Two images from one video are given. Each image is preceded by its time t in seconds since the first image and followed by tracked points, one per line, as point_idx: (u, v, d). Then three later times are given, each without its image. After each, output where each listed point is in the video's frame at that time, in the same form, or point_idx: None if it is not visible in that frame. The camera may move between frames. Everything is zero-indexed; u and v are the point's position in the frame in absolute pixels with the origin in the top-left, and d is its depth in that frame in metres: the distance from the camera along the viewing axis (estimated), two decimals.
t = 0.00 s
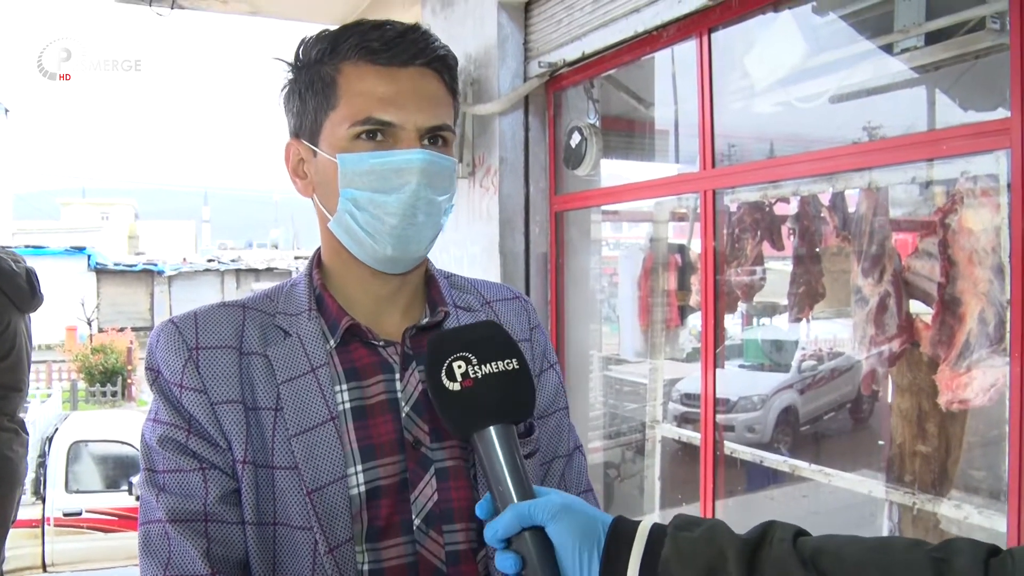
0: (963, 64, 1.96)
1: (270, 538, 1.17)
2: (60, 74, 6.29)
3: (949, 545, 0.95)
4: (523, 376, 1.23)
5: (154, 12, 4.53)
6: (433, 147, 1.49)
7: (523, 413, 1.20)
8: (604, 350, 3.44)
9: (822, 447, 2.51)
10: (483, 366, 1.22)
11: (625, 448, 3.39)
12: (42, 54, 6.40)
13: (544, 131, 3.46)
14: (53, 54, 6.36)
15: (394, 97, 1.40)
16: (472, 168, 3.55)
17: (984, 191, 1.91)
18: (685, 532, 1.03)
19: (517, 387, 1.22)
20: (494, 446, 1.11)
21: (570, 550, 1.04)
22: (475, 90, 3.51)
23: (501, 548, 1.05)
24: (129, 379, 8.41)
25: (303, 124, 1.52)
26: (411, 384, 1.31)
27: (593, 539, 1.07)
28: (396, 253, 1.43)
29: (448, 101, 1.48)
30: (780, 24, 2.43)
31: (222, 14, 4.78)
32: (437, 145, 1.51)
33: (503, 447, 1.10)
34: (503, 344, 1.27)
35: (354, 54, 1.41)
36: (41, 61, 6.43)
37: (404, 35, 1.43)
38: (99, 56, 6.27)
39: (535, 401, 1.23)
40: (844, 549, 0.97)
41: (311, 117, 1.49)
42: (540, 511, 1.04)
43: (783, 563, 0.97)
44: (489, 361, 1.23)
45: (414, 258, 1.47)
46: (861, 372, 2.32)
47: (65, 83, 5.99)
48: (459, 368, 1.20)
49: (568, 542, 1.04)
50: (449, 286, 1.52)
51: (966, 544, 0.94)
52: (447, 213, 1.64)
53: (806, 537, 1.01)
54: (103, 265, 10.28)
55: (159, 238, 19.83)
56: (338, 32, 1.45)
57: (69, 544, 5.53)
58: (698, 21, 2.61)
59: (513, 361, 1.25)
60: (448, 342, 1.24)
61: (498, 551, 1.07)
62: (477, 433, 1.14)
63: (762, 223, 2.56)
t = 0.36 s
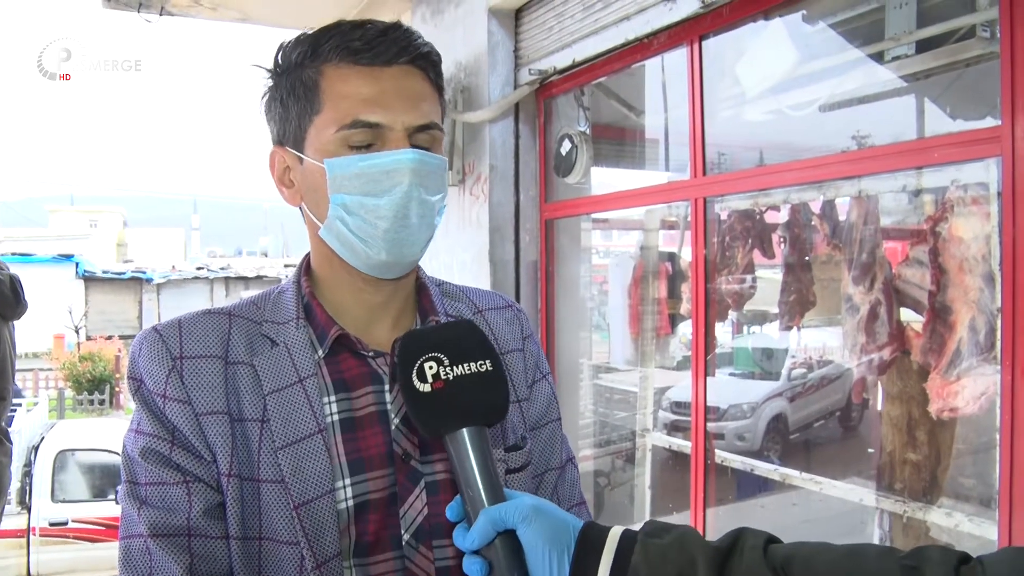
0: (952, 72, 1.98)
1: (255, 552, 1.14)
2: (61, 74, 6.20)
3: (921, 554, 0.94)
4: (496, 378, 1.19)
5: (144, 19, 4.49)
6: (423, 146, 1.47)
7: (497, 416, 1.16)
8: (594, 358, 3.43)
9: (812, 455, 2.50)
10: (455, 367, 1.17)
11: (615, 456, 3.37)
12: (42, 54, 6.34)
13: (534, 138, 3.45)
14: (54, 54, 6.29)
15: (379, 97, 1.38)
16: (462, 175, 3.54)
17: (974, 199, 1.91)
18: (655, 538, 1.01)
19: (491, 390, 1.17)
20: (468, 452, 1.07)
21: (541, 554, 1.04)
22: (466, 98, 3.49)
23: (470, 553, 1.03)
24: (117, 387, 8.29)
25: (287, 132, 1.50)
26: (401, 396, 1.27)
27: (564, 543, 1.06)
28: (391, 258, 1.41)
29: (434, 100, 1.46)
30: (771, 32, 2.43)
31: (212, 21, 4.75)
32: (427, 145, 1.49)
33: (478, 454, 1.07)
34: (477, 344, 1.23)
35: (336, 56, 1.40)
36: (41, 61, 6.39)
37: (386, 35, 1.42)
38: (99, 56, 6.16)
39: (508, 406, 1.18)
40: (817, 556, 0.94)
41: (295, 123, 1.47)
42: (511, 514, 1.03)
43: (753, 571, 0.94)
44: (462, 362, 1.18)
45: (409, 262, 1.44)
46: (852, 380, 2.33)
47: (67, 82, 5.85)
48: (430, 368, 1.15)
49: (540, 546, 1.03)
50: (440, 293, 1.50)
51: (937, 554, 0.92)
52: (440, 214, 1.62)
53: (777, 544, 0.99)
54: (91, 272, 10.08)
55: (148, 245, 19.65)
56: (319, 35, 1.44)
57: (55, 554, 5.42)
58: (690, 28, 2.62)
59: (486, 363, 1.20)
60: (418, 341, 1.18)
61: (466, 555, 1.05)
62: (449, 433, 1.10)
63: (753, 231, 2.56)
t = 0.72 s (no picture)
0: (942, 75, 1.97)
1: (239, 555, 1.12)
2: (61, 74, 6.11)
3: (911, 563, 0.93)
4: (478, 385, 1.17)
5: (133, 15, 4.43)
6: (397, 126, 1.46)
7: (479, 422, 1.13)
8: (584, 358, 3.42)
9: (801, 456, 2.50)
10: (437, 374, 1.15)
11: (604, 457, 3.37)
12: (42, 54, 6.31)
13: (525, 138, 3.44)
14: (54, 54, 6.23)
15: (349, 84, 1.38)
16: (452, 175, 3.52)
17: (964, 201, 1.91)
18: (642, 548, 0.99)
19: (472, 396, 1.15)
20: (450, 461, 1.04)
21: (526, 565, 1.01)
22: (456, 97, 3.48)
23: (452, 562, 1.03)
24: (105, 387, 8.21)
25: (261, 138, 1.46)
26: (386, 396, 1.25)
27: (549, 553, 1.04)
28: (383, 240, 1.41)
29: (401, 84, 1.47)
30: (762, 33, 2.43)
31: (201, 17, 4.70)
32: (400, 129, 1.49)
33: (460, 463, 1.04)
34: (460, 351, 1.20)
35: (300, 53, 1.39)
36: (42, 61, 6.33)
37: (345, 28, 1.42)
38: (99, 55, 5.80)
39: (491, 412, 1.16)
40: (809, 566, 0.93)
41: (268, 125, 1.44)
42: (494, 525, 1.00)
43: None
44: (443, 369, 1.16)
45: (400, 241, 1.44)
46: (841, 381, 2.32)
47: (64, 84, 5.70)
48: (411, 376, 1.13)
49: (522, 556, 1.01)
50: (426, 294, 1.48)
51: (927, 565, 0.92)
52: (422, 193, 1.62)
53: (767, 553, 0.98)
54: (80, 270, 9.92)
55: (136, 243, 19.47)
56: (278, 38, 1.43)
57: (41, 553, 5.33)
58: (681, 28, 2.61)
59: (469, 369, 1.18)
60: (399, 348, 1.15)
61: (448, 562, 1.04)
62: (428, 441, 1.08)
63: (743, 232, 2.56)
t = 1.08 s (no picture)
0: (945, 69, 1.97)
1: (236, 548, 1.12)
2: (60, 74, 6.06)
3: (918, 561, 0.94)
4: (483, 381, 1.17)
5: (132, 9, 4.40)
6: (387, 124, 1.45)
7: (483, 417, 1.13)
8: (584, 353, 3.41)
9: (801, 451, 2.50)
10: (441, 370, 1.15)
11: (604, 451, 3.37)
12: (41, 54, 6.25)
13: (525, 133, 3.43)
14: (54, 53, 6.18)
15: (340, 81, 1.37)
16: (452, 169, 3.51)
17: (966, 196, 1.90)
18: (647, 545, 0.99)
19: (476, 392, 1.15)
20: (453, 457, 1.05)
21: (530, 563, 1.01)
22: (456, 91, 3.46)
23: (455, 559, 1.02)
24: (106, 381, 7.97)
25: (255, 131, 1.46)
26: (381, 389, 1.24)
27: (553, 551, 1.03)
28: (365, 238, 1.38)
29: (395, 82, 1.46)
30: (764, 26, 2.42)
31: (201, 11, 4.68)
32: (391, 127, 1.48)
33: (462, 452, 1.05)
34: (464, 348, 1.21)
35: (293, 48, 1.38)
36: (41, 61, 6.29)
37: (341, 26, 1.41)
38: (100, 55, 5.84)
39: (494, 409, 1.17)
40: (815, 564, 0.93)
41: (261, 119, 1.43)
42: (497, 520, 1.01)
43: None
44: (447, 365, 1.16)
45: (385, 240, 1.42)
46: (841, 376, 2.32)
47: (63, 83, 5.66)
48: (415, 370, 1.13)
49: (526, 553, 1.01)
50: (419, 289, 1.47)
51: (935, 563, 0.92)
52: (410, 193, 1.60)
53: (773, 551, 0.98)
54: (80, 263, 9.88)
55: (137, 238, 19.45)
56: (274, 33, 1.42)
57: (41, 546, 5.31)
58: (682, 23, 2.60)
59: (473, 366, 1.18)
60: (404, 344, 1.16)
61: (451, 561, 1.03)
62: (432, 437, 1.08)
63: (744, 227, 2.55)
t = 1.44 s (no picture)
0: (954, 68, 1.96)
1: (245, 541, 1.12)
2: (61, 74, 6.05)
3: (930, 563, 0.92)
4: (493, 379, 1.17)
5: (141, 7, 4.43)
6: (400, 124, 1.46)
7: (493, 416, 1.13)
8: (591, 351, 3.42)
9: (807, 450, 2.50)
10: (451, 368, 1.15)
11: (610, 449, 3.38)
12: (42, 54, 6.24)
13: (532, 131, 3.43)
14: (55, 54, 6.15)
15: (354, 79, 1.37)
16: (459, 167, 3.51)
17: (975, 195, 1.90)
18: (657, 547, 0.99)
19: (486, 390, 1.15)
20: (459, 445, 1.06)
21: (540, 561, 1.01)
22: (464, 89, 3.47)
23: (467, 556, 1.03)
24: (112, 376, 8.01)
25: (267, 127, 1.46)
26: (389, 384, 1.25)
27: (563, 550, 1.03)
28: (376, 236, 1.39)
29: (408, 82, 1.47)
30: (772, 24, 2.41)
31: (208, 9, 4.70)
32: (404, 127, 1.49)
33: (468, 447, 1.06)
34: (474, 347, 1.20)
35: (309, 46, 1.38)
36: (41, 61, 6.30)
37: (356, 25, 1.42)
38: (99, 56, 5.92)
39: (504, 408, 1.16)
40: (826, 566, 0.92)
41: (275, 115, 1.44)
42: (510, 517, 1.01)
43: None
44: (457, 363, 1.16)
45: (395, 239, 1.43)
46: (848, 374, 2.32)
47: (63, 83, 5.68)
48: (425, 369, 1.13)
49: (536, 551, 1.01)
50: (426, 286, 1.47)
51: (947, 564, 0.91)
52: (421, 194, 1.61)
53: (784, 553, 0.97)
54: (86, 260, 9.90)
55: (144, 235, 19.52)
56: (289, 31, 1.42)
57: (48, 542, 5.38)
58: (690, 21, 2.60)
59: (483, 364, 1.18)
60: (414, 343, 1.16)
61: (463, 559, 1.04)
62: (441, 436, 1.08)
63: (751, 226, 2.54)
